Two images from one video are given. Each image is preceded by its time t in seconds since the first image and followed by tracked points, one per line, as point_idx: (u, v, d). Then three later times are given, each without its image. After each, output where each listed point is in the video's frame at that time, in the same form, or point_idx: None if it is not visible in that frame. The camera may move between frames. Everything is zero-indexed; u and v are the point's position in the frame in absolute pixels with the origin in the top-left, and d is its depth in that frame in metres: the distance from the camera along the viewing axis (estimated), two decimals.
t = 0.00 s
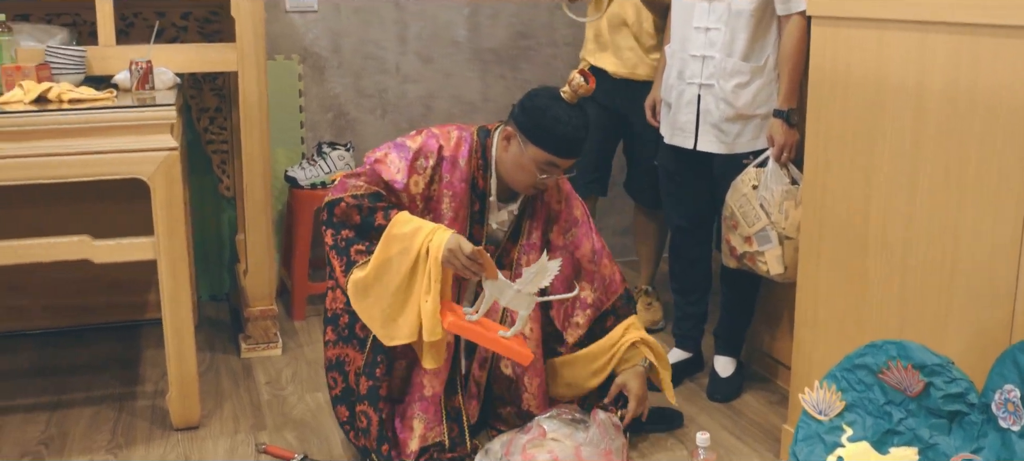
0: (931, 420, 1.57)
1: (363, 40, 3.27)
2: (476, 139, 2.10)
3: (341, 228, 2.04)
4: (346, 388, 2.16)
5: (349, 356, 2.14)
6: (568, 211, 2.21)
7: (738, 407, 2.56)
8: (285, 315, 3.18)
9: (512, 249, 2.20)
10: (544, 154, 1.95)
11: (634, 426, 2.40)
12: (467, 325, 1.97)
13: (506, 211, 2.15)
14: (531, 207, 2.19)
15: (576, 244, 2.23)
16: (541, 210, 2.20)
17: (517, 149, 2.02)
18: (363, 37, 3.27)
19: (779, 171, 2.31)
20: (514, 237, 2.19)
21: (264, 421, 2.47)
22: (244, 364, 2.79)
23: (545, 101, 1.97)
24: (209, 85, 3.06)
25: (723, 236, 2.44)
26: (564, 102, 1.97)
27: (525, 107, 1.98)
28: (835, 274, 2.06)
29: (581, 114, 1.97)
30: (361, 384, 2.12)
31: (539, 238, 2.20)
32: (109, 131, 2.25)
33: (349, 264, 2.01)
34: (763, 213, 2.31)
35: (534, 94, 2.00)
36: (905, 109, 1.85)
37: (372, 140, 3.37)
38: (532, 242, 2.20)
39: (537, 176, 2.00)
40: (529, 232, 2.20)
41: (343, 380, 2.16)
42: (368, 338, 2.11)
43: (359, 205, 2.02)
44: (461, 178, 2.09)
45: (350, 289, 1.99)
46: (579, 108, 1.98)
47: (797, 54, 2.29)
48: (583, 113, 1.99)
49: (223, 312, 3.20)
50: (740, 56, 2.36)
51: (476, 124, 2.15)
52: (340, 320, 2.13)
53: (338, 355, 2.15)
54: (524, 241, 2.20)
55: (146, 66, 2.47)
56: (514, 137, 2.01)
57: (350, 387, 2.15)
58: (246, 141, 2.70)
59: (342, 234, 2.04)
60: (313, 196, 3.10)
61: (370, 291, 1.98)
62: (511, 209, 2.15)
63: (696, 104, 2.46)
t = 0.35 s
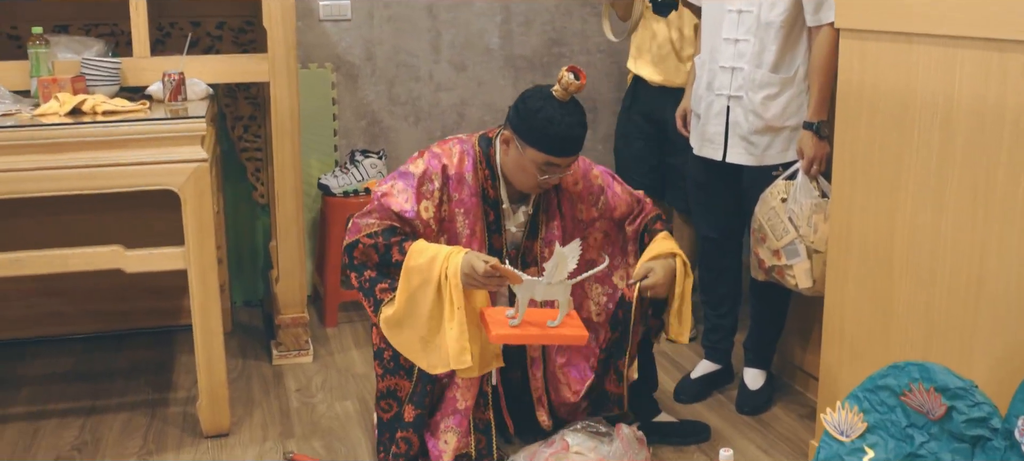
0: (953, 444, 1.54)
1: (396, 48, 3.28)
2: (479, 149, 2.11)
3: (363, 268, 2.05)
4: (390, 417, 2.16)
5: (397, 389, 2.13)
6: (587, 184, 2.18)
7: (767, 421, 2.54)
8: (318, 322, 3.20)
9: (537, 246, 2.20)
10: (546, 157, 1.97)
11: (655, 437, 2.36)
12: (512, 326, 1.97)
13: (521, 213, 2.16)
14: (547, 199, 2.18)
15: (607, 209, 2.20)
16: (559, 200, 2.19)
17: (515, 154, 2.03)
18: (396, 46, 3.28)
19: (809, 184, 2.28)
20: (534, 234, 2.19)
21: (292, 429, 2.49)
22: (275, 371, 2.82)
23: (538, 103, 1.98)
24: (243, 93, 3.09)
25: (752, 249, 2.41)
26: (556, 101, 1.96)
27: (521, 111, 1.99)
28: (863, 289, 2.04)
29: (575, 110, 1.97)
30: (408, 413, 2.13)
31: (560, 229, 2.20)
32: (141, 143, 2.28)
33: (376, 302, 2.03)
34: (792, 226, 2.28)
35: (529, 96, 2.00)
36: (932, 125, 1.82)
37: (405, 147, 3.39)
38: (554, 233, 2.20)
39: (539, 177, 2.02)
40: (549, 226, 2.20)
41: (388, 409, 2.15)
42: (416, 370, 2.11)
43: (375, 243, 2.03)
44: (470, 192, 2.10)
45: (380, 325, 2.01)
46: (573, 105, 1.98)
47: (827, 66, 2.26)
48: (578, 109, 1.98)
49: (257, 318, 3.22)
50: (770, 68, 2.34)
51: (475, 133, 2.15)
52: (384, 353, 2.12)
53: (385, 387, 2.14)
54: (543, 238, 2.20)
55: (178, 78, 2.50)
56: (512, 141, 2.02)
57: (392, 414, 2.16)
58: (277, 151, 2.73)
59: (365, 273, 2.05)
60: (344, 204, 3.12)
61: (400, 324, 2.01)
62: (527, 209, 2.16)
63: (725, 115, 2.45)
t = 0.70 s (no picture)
0: None
1: (423, 58, 3.30)
2: (448, 161, 2.11)
3: (383, 314, 2.07)
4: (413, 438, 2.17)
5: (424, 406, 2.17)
6: (565, 159, 2.18)
7: (789, 437, 2.52)
8: (343, 331, 3.22)
9: (530, 237, 2.19)
10: (507, 152, 1.98)
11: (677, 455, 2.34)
12: (551, 305, 1.95)
13: (506, 211, 2.18)
14: (528, 190, 2.18)
15: (594, 177, 2.20)
16: (543, 186, 2.18)
17: (480, 158, 2.04)
18: (423, 55, 3.30)
19: (830, 199, 2.27)
20: (523, 225, 2.19)
21: (313, 439, 2.51)
22: (299, 380, 2.84)
23: (484, 104, 1.99)
24: (271, 103, 3.11)
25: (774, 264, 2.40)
26: (500, 96, 1.98)
27: (473, 115, 2.01)
28: (882, 309, 2.02)
29: (523, 99, 1.99)
30: (428, 432, 2.14)
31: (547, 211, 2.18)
32: (165, 156, 2.31)
33: (404, 343, 2.04)
34: (813, 242, 2.27)
35: (473, 99, 2.02)
36: (952, 147, 1.79)
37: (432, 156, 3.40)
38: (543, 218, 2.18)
39: (507, 173, 2.03)
40: (536, 214, 2.19)
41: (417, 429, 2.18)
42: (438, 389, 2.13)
43: (388, 286, 2.03)
44: (451, 204, 2.10)
45: (414, 370, 2.02)
46: (519, 95, 1.99)
47: (850, 80, 2.24)
48: (523, 97, 2.00)
49: (284, 326, 3.26)
50: (791, 82, 2.33)
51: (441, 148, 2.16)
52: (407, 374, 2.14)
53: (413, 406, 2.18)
54: (533, 229, 2.19)
55: (203, 91, 2.54)
56: (473, 145, 2.04)
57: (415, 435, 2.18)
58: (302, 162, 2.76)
59: (387, 318, 2.06)
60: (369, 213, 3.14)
61: (429, 362, 2.01)
62: (512, 205, 2.17)
63: (746, 129, 2.44)
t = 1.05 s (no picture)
0: None
1: (451, 68, 3.32)
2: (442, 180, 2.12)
3: (424, 349, 2.03)
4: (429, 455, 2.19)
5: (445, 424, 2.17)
6: (556, 159, 2.19)
7: (809, 455, 2.51)
8: (368, 339, 3.25)
9: (529, 240, 2.19)
10: (486, 160, 2.00)
11: None
12: (587, 291, 2.04)
13: (502, 219, 2.18)
14: (522, 194, 2.18)
15: (588, 171, 2.21)
16: (536, 187, 2.19)
17: (465, 170, 2.07)
18: (451, 65, 3.31)
19: (852, 218, 2.26)
20: (521, 231, 2.18)
21: (334, 448, 2.53)
22: (323, 388, 2.87)
23: (456, 115, 2.02)
24: (300, 112, 3.15)
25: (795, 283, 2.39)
26: (470, 106, 2.00)
27: (448, 129, 2.03)
28: (902, 333, 2.00)
29: (493, 105, 2.00)
30: (449, 450, 2.15)
31: (541, 211, 2.19)
32: (189, 168, 2.35)
33: (449, 372, 2.00)
34: (833, 261, 2.26)
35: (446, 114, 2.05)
36: (971, 172, 1.78)
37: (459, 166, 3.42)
38: (539, 221, 2.19)
39: (491, 181, 2.05)
40: (532, 218, 2.19)
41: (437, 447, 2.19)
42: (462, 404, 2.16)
43: (427, 323, 2.01)
44: (452, 222, 2.12)
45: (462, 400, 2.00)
46: (488, 102, 2.01)
47: (872, 99, 2.23)
48: (493, 103, 2.01)
49: (311, 332, 3.29)
50: (813, 100, 2.33)
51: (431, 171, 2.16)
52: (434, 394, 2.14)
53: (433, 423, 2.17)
54: (530, 232, 2.20)
55: (230, 103, 2.59)
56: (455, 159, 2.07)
57: (432, 453, 2.17)
58: (329, 172, 2.79)
59: (429, 351, 2.02)
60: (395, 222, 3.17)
61: (475, 390, 1.99)
62: (509, 211, 2.17)
63: (768, 146, 2.45)
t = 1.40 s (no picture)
0: None
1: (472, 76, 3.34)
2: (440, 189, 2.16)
3: (436, 357, 2.08)
4: None
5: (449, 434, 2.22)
6: (549, 156, 2.20)
7: None
8: (385, 343, 3.28)
9: (530, 242, 2.22)
10: (480, 165, 2.05)
11: None
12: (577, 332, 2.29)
13: (503, 222, 2.21)
14: (519, 196, 2.20)
15: (580, 164, 2.21)
16: (532, 187, 2.21)
17: (461, 176, 2.10)
18: (471, 73, 3.33)
19: (863, 235, 2.27)
20: (521, 233, 2.21)
21: (346, 453, 2.56)
22: (338, 392, 2.90)
23: (449, 123, 2.06)
24: (321, 118, 3.18)
25: (806, 298, 2.41)
26: (461, 113, 2.04)
27: (443, 135, 2.07)
28: (908, 352, 2.00)
29: (484, 111, 2.04)
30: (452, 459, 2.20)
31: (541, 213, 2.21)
32: (207, 174, 2.39)
33: (460, 381, 2.06)
34: (844, 277, 2.28)
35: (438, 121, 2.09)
36: (980, 193, 1.77)
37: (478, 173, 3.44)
38: (540, 222, 2.21)
39: (487, 186, 2.09)
40: (531, 219, 2.21)
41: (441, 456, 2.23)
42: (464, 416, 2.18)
43: (441, 332, 2.06)
44: (453, 230, 2.15)
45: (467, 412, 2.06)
46: (480, 108, 2.05)
47: (886, 116, 2.23)
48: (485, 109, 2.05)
49: (328, 336, 3.32)
50: (828, 115, 2.34)
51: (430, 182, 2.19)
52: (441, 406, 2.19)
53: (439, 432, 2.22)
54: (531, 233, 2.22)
55: (250, 109, 2.62)
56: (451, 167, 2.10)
57: None
58: (346, 179, 2.82)
59: (442, 359, 2.08)
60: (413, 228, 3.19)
61: (481, 401, 2.05)
62: (508, 214, 2.20)
63: (783, 160, 2.45)
